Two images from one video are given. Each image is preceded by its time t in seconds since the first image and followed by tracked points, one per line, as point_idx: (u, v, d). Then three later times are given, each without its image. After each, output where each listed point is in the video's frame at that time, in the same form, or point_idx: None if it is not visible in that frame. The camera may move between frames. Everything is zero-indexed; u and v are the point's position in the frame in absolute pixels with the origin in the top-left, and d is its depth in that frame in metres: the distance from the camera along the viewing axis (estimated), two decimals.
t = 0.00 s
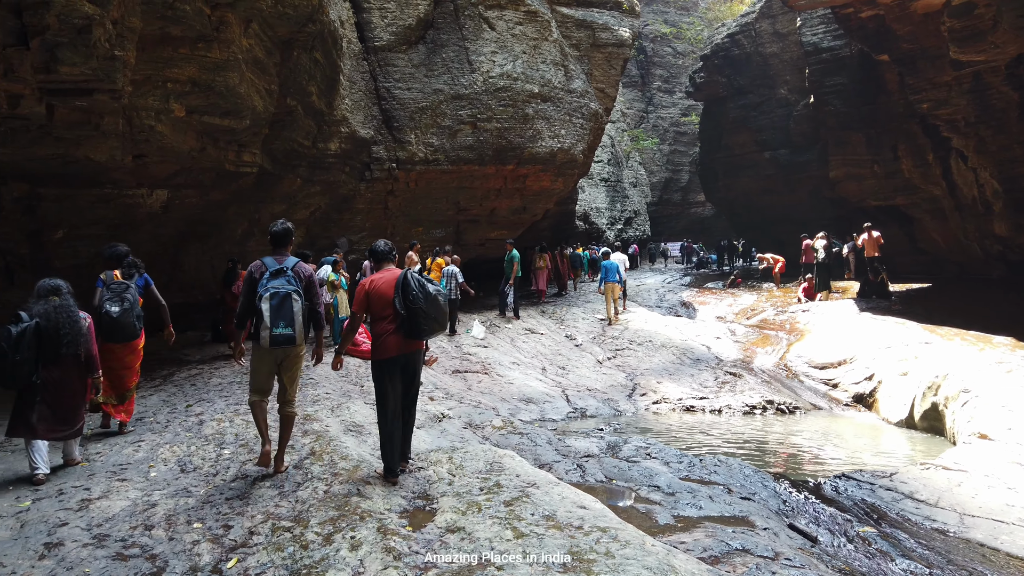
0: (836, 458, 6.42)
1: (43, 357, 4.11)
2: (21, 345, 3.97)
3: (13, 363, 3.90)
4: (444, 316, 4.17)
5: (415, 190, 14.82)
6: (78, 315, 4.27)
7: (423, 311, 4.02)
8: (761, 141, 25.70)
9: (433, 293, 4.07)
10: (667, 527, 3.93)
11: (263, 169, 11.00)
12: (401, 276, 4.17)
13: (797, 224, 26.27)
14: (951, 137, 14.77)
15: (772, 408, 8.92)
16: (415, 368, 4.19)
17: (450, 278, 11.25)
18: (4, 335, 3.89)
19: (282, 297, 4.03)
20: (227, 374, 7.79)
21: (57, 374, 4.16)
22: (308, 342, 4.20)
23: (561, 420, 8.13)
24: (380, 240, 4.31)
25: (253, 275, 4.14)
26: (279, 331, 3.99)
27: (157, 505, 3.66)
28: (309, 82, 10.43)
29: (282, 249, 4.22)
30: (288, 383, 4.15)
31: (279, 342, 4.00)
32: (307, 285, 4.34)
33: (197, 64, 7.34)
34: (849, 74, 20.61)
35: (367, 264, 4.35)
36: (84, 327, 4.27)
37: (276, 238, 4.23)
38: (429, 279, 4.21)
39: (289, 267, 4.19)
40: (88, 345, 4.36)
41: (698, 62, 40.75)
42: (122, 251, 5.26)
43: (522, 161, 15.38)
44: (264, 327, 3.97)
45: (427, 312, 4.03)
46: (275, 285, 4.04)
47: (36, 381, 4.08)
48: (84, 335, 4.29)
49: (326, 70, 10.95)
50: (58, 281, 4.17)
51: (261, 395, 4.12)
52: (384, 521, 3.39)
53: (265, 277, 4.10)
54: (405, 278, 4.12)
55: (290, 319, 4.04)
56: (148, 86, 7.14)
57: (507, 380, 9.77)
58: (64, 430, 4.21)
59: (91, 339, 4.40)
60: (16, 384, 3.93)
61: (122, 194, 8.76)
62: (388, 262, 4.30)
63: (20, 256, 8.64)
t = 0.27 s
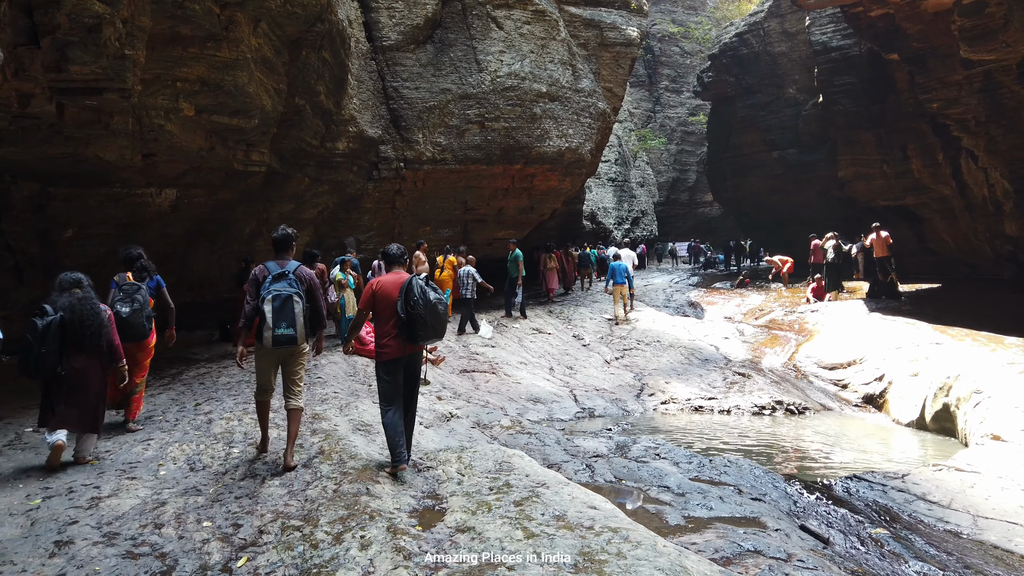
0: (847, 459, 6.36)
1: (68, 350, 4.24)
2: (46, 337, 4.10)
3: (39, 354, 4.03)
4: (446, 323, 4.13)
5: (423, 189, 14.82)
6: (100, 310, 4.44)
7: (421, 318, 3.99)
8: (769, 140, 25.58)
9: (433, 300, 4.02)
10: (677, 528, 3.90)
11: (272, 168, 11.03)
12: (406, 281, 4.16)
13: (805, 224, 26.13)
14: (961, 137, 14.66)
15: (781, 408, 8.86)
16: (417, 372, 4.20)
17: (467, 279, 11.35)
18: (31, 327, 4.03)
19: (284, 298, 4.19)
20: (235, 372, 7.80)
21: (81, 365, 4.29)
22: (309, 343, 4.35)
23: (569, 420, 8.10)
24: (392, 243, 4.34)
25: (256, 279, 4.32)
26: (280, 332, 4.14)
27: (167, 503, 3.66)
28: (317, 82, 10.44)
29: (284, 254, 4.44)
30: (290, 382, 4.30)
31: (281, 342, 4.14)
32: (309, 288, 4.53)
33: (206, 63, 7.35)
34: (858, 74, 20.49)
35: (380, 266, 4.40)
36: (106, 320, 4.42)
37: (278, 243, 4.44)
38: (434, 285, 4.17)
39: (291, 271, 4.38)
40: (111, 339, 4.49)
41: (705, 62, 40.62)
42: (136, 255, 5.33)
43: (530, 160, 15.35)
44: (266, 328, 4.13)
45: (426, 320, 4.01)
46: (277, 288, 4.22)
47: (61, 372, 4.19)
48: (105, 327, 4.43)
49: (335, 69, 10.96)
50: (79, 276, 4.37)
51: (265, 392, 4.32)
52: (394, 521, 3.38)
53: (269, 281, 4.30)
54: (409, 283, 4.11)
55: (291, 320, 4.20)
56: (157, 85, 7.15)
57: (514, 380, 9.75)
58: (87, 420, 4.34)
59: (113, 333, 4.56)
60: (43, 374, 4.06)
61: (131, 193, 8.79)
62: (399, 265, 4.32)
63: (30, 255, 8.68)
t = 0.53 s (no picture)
0: (858, 459, 6.28)
1: (79, 345, 4.37)
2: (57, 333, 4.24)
3: (50, 350, 4.17)
4: (450, 316, 4.33)
5: (429, 187, 14.77)
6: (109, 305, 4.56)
7: (429, 312, 4.17)
8: (777, 138, 25.42)
9: (441, 294, 4.22)
10: (688, 529, 3.83)
11: (277, 165, 11.00)
12: (411, 276, 4.31)
13: (813, 223, 25.98)
14: (970, 135, 14.52)
15: (790, 407, 8.77)
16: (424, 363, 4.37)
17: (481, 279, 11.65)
18: (43, 324, 4.17)
19: (279, 291, 4.32)
20: (241, 370, 7.79)
21: (92, 359, 4.41)
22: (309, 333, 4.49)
23: (577, 418, 8.04)
24: (395, 240, 4.46)
25: (256, 273, 4.48)
26: (278, 324, 4.30)
27: (172, 502, 3.63)
28: (323, 79, 10.40)
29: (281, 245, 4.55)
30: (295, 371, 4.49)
31: (279, 333, 4.30)
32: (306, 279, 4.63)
33: (212, 60, 7.31)
34: (867, 71, 20.33)
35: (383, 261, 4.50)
36: (115, 315, 4.54)
37: (275, 237, 4.56)
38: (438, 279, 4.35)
39: (288, 263, 4.50)
40: (119, 333, 4.62)
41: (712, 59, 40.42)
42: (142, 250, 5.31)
43: (536, 158, 15.29)
44: (264, 320, 4.29)
45: (434, 312, 4.19)
46: (273, 281, 4.35)
47: (72, 367, 4.33)
48: (114, 322, 4.56)
49: (340, 67, 10.92)
50: (86, 272, 4.48)
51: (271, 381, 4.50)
52: (401, 521, 3.33)
53: (267, 273, 4.44)
54: (414, 278, 4.27)
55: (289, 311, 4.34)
56: (163, 82, 7.11)
57: (520, 378, 9.69)
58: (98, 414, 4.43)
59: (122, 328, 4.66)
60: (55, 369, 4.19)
61: (136, 190, 8.78)
62: (403, 261, 4.43)
63: (36, 252, 8.67)
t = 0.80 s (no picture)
0: (871, 457, 6.17)
1: (77, 338, 4.35)
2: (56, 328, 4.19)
3: (52, 345, 4.11)
4: (449, 313, 4.35)
5: (433, 181, 14.67)
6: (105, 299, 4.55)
7: (429, 308, 4.21)
8: (784, 132, 25.19)
9: (439, 290, 4.25)
10: (702, 530, 3.74)
11: (281, 159, 10.92)
12: (410, 275, 4.37)
13: (820, 217, 25.78)
14: (981, 128, 14.33)
15: (799, 404, 8.66)
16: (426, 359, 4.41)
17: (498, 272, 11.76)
18: (43, 318, 4.12)
19: (277, 285, 4.35)
20: (245, 366, 7.73)
21: (90, 353, 4.41)
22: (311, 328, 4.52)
23: (584, 415, 7.95)
24: (391, 240, 4.54)
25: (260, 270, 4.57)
26: (277, 318, 4.34)
27: (173, 502, 3.55)
28: (327, 72, 10.30)
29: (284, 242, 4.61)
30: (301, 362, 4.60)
31: (276, 327, 4.34)
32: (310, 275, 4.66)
33: (215, 51, 7.21)
34: (875, 64, 20.11)
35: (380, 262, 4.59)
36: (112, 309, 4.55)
37: (280, 235, 4.63)
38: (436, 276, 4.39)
39: (290, 260, 4.55)
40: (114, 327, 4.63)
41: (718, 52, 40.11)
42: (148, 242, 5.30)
43: (541, 152, 15.16)
44: (262, 314, 4.32)
45: (433, 308, 4.23)
46: (273, 276, 4.40)
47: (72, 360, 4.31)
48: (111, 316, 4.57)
49: (344, 59, 10.81)
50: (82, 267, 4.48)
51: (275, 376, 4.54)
52: (408, 521, 3.25)
53: (270, 270, 4.50)
54: (412, 276, 4.33)
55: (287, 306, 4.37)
56: (165, 73, 7.02)
57: (526, 374, 9.61)
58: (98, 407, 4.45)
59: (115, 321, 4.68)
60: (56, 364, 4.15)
61: (139, 184, 8.71)
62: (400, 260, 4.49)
63: (39, 247, 8.62)
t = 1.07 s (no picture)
0: (885, 462, 6.04)
1: (74, 336, 4.31)
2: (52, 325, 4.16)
3: (46, 341, 4.08)
4: (443, 311, 4.53)
5: (438, 179, 14.56)
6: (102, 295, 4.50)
7: (422, 307, 4.38)
8: (790, 129, 25.00)
9: (432, 289, 4.42)
10: (718, 541, 3.63)
11: (285, 157, 10.83)
12: (404, 273, 4.53)
13: (826, 215, 25.60)
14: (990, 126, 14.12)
15: (809, 406, 8.53)
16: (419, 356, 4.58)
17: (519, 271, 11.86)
18: (36, 316, 4.08)
19: (289, 284, 4.46)
20: (248, 367, 7.64)
21: (88, 350, 4.37)
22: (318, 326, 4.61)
23: (591, 417, 7.83)
24: (386, 239, 4.70)
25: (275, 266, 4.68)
26: (285, 315, 4.44)
27: (173, 511, 3.45)
28: (331, 69, 10.19)
29: (300, 241, 4.69)
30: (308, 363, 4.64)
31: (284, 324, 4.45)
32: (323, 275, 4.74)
33: (217, 48, 7.10)
34: (883, 61, 19.92)
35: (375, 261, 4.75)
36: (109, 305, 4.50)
37: (298, 233, 4.70)
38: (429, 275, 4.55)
39: (304, 259, 4.65)
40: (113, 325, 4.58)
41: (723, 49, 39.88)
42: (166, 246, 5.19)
43: (547, 150, 15.03)
44: (272, 310, 4.45)
45: (426, 307, 4.39)
46: (285, 274, 4.51)
47: (68, 358, 4.28)
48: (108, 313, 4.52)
49: (348, 56, 10.70)
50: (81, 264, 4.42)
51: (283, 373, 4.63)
52: (415, 533, 3.15)
53: (284, 268, 4.61)
54: (406, 275, 4.49)
55: (296, 304, 4.47)
56: (167, 71, 6.92)
57: (532, 375, 9.51)
58: (96, 405, 4.41)
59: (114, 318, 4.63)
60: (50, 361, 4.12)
61: (141, 182, 8.63)
62: (395, 259, 4.66)
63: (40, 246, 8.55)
